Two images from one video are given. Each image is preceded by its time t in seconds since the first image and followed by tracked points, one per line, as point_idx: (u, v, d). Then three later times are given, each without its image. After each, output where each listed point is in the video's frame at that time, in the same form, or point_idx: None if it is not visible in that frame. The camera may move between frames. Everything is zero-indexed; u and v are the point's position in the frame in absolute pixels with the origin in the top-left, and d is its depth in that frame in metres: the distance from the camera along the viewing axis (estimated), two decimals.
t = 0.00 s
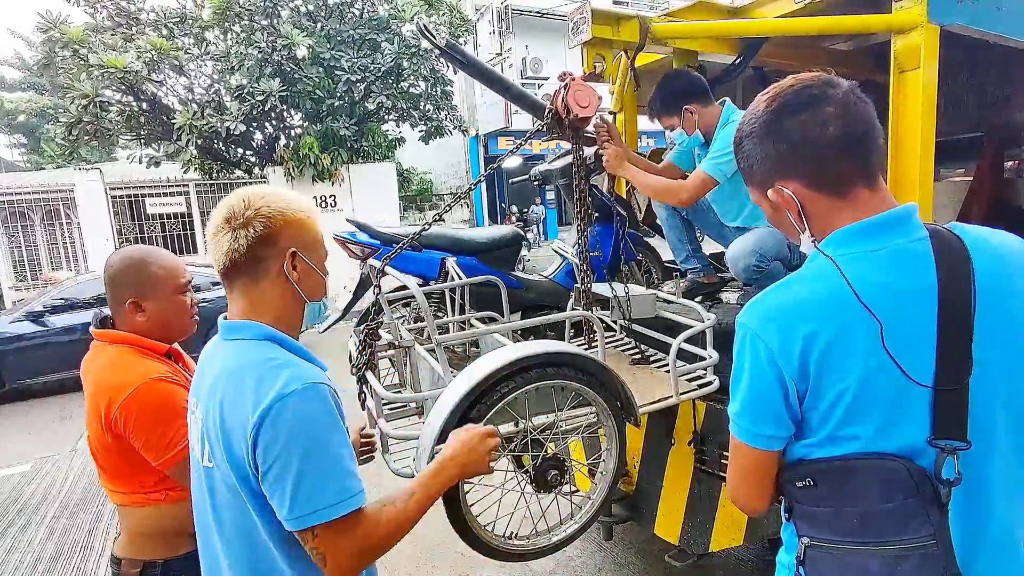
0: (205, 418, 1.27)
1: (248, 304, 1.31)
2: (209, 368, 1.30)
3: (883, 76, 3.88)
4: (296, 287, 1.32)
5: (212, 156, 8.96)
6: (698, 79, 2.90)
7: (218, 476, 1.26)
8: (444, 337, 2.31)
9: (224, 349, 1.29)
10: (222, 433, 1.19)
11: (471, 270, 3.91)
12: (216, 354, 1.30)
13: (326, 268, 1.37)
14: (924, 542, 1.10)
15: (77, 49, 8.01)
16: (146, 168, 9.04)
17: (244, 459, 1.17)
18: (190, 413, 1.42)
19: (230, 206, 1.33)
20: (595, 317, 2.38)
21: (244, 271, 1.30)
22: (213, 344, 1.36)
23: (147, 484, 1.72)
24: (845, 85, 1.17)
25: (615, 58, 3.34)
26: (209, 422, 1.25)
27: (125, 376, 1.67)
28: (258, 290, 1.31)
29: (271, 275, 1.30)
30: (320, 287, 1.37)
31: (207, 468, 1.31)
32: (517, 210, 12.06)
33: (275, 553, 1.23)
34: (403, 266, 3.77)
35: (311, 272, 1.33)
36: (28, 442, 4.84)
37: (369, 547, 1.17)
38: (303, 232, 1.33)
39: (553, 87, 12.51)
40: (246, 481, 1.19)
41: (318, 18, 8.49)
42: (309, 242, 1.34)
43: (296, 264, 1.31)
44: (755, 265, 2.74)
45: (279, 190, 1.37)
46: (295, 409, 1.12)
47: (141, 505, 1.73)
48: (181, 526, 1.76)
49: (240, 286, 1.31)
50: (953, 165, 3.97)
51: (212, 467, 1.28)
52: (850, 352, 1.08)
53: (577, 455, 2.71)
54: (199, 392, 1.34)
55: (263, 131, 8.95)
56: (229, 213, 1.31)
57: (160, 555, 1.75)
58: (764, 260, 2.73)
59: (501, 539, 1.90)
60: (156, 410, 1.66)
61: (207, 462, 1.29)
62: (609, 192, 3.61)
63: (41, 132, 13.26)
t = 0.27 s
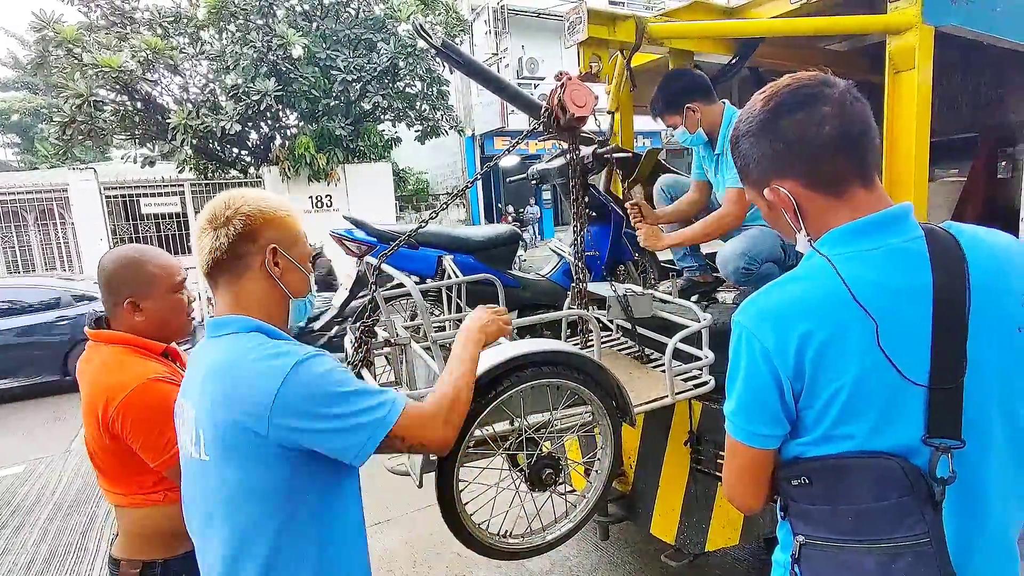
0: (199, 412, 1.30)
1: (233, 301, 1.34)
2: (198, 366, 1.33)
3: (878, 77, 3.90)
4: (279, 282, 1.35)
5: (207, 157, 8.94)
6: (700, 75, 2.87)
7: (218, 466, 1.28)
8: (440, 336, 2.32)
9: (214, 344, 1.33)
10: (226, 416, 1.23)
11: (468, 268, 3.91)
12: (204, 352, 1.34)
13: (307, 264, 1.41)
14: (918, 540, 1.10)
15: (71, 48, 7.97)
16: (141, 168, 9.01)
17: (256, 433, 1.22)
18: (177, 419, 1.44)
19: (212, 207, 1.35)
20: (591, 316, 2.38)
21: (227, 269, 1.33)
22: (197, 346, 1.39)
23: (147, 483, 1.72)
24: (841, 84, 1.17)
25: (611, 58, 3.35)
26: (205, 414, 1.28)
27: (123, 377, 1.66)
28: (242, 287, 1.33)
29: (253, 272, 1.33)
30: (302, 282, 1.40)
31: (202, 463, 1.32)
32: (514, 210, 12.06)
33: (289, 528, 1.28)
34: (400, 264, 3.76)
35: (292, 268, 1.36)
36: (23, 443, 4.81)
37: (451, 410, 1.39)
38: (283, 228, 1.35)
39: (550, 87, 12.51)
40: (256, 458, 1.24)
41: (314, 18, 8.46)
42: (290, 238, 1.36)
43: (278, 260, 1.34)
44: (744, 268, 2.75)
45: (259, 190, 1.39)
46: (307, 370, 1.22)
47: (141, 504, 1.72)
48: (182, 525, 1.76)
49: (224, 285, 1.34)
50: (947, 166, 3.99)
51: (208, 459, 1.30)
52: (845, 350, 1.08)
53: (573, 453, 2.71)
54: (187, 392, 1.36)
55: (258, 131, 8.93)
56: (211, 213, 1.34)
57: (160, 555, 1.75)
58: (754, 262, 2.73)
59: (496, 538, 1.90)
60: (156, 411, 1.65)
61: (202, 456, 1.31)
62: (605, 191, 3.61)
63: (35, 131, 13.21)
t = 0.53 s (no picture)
0: (218, 398, 1.29)
1: (218, 302, 1.37)
2: (205, 357, 1.33)
3: (872, 78, 3.91)
4: (263, 283, 1.39)
5: (202, 157, 8.91)
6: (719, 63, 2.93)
7: (246, 446, 1.28)
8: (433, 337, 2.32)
9: (225, 332, 1.34)
10: (263, 389, 1.26)
11: (462, 268, 3.90)
12: (214, 342, 1.33)
13: (288, 263, 1.45)
14: (908, 541, 1.10)
15: (64, 48, 7.89)
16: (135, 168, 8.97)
17: (297, 398, 1.28)
18: (167, 421, 1.37)
19: (193, 214, 1.39)
20: (584, 316, 2.37)
21: (210, 273, 1.37)
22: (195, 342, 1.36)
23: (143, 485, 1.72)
24: (832, 85, 1.17)
25: (606, 58, 3.35)
26: (229, 396, 1.27)
27: (121, 381, 1.64)
28: (226, 289, 1.37)
29: (236, 274, 1.37)
30: (286, 281, 1.44)
31: (217, 454, 1.30)
32: (509, 210, 12.05)
33: (323, 490, 1.35)
34: (394, 264, 3.75)
35: (274, 266, 1.40)
36: (15, 444, 4.79)
37: (459, 347, 1.47)
38: (262, 231, 1.40)
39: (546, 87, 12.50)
40: (294, 425, 1.29)
41: (308, 18, 8.44)
42: (270, 239, 1.41)
43: (260, 261, 1.39)
44: (739, 273, 2.76)
45: (237, 197, 1.43)
46: (338, 333, 1.32)
47: (137, 506, 1.73)
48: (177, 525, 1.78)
49: (208, 288, 1.38)
50: (940, 167, 4.00)
51: (231, 444, 1.28)
52: (837, 351, 1.08)
53: (567, 454, 2.71)
54: (191, 385, 1.33)
55: (253, 131, 8.92)
56: (191, 220, 1.38)
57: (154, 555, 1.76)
58: (747, 267, 2.74)
59: (487, 539, 1.90)
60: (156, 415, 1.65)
61: (220, 444, 1.29)
62: (600, 191, 3.62)
63: (28, 131, 13.14)
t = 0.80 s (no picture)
0: (218, 394, 1.28)
1: (214, 306, 1.37)
2: (202, 355, 1.32)
3: (866, 79, 3.92)
4: (259, 286, 1.39)
5: (197, 157, 8.89)
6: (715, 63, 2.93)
7: (248, 442, 1.28)
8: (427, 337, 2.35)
9: (222, 330, 1.34)
10: (267, 384, 1.27)
11: (457, 269, 3.90)
12: (212, 340, 1.33)
13: (282, 265, 1.44)
14: (900, 542, 1.10)
15: (58, 48, 7.84)
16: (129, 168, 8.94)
17: (300, 391, 1.29)
18: (158, 423, 1.35)
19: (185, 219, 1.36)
20: (580, 318, 2.37)
21: (205, 277, 1.36)
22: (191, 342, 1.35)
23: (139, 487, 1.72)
24: (823, 88, 1.17)
25: (601, 59, 3.35)
26: (232, 392, 1.28)
27: (117, 383, 1.63)
28: (222, 294, 1.37)
29: (232, 276, 1.36)
30: (279, 283, 1.44)
31: (216, 452, 1.29)
32: (505, 211, 12.06)
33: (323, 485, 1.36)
34: (389, 265, 3.74)
35: (269, 270, 1.40)
36: (8, 446, 4.76)
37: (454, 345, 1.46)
38: (257, 233, 1.39)
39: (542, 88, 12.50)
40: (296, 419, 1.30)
41: (304, 18, 8.43)
42: (264, 241, 1.40)
43: (256, 264, 1.38)
44: (745, 271, 2.76)
45: (230, 199, 1.41)
46: (337, 328, 1.35)
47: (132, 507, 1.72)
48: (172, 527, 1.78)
49: (204, 293, 1.37)
50: (933, 168, 4.02)
51: (232, 440, 1.28)
52: (829, 352, 1.08)
53: (562, 455, 2.71)
54: (187, 383, 1.32)
55: (248, 131, 8.91)
56: (184, 224, 1.35)
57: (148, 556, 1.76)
58: (755, 266, 2.74)
59: (482, 540, 1.90)
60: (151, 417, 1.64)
61: (219, 441, 1.28)
62: (596, 192, 3.63)
63: (21, 131, 13.06)
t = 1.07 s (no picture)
0: (208, 401, 1.29)
1: (216, 307, 1.38)
2: (198, 360, 1.34)
3: (862, 79, 3.94)
4: (262, 289, 1.39)
5: (193, 157, 8.88)
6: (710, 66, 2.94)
7: (234, 449, 1.28)
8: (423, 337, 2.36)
9: (216, 336, 1.35)
10: (250, 394, 1.26)
11: (454, 270, 3.89)
12: (205, 347, 1.34)
13: (290, 270, 1.44)
14: (897, 540, 1.11)
15: (53, 48, 7.86)
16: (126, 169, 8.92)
17: (286, 403, 1.27)
18: (158, 425, 1.38)
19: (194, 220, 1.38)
20: (577, 317, 2.37)
21: (209, 278, 1.37)
22: (190, 345, 1.38)
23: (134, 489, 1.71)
24: (819, 88, 1.18)
25: (598, 59, 3.35)
26: (220, 398, 1.28)
27: (111, 384, 1.62)
28: (224, 295, 1.37)
29: (236, 278, 1.37)
30: (286, 288, 1.43)
31: (206, 456, 1.30)
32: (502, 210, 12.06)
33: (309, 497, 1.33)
34: (386, 265, 3.74)
35: (274, 273, 1.40)
36: (4, 448, 4.74)
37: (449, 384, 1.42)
38: (263, 235, 1.38)
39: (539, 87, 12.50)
40: (280, 431, 1.28)
41: (300, 18, 8.40)
42: (270, 244, 1.39)
43: (259, 267, 1.38)
44: (739, 266, 2.76)
45: (239, 199, 1.41)
46: (329, 341, 1.32)
47: (127, 509, 1.71)
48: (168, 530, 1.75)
49: (209, 293, 1.38)
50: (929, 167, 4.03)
51: (219, 447, 1.29)
52: (825, 352, 1.08)
53: (560, 455, 2.71)
54: (184, 387, 1.34)
55: (245, 132, 8.90)
56: (193, 226, 1.37)
57: (143, 560, 1.73)
58: (748, 261, 2.75)
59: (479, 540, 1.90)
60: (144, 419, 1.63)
61: (208, 447, 1.29)
62: (593, 191, 3.60)
63: (16, 131, 13.00)
